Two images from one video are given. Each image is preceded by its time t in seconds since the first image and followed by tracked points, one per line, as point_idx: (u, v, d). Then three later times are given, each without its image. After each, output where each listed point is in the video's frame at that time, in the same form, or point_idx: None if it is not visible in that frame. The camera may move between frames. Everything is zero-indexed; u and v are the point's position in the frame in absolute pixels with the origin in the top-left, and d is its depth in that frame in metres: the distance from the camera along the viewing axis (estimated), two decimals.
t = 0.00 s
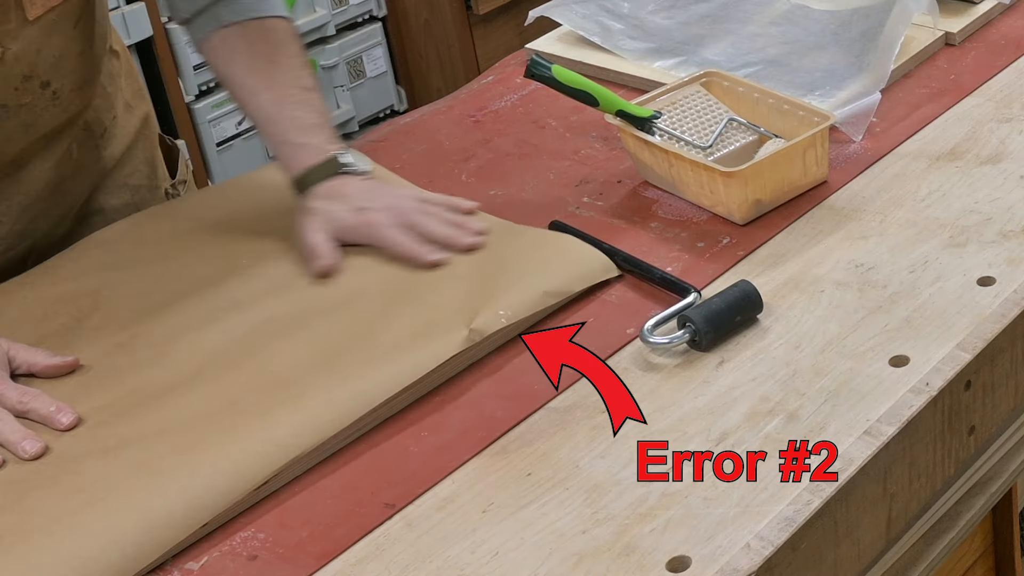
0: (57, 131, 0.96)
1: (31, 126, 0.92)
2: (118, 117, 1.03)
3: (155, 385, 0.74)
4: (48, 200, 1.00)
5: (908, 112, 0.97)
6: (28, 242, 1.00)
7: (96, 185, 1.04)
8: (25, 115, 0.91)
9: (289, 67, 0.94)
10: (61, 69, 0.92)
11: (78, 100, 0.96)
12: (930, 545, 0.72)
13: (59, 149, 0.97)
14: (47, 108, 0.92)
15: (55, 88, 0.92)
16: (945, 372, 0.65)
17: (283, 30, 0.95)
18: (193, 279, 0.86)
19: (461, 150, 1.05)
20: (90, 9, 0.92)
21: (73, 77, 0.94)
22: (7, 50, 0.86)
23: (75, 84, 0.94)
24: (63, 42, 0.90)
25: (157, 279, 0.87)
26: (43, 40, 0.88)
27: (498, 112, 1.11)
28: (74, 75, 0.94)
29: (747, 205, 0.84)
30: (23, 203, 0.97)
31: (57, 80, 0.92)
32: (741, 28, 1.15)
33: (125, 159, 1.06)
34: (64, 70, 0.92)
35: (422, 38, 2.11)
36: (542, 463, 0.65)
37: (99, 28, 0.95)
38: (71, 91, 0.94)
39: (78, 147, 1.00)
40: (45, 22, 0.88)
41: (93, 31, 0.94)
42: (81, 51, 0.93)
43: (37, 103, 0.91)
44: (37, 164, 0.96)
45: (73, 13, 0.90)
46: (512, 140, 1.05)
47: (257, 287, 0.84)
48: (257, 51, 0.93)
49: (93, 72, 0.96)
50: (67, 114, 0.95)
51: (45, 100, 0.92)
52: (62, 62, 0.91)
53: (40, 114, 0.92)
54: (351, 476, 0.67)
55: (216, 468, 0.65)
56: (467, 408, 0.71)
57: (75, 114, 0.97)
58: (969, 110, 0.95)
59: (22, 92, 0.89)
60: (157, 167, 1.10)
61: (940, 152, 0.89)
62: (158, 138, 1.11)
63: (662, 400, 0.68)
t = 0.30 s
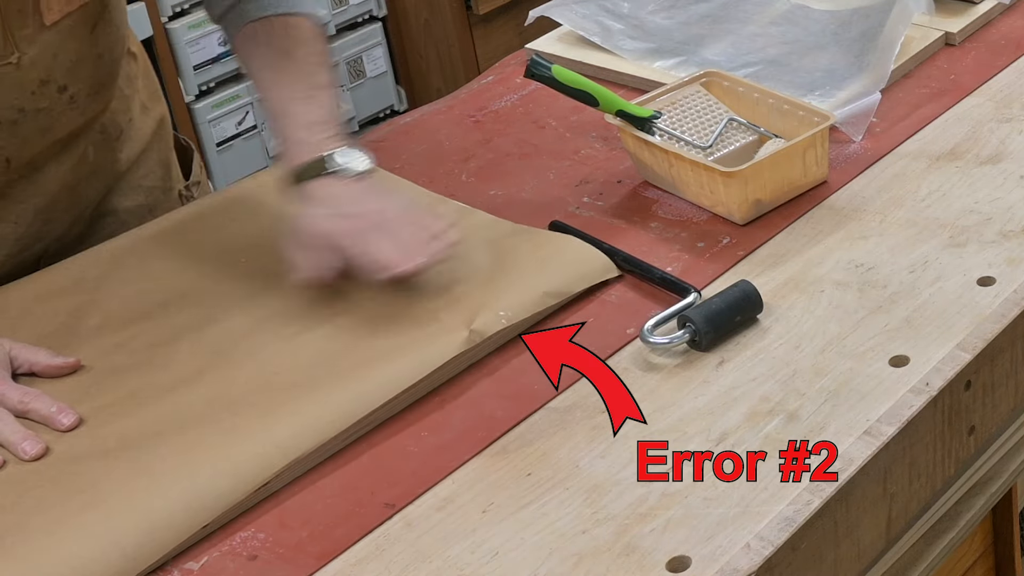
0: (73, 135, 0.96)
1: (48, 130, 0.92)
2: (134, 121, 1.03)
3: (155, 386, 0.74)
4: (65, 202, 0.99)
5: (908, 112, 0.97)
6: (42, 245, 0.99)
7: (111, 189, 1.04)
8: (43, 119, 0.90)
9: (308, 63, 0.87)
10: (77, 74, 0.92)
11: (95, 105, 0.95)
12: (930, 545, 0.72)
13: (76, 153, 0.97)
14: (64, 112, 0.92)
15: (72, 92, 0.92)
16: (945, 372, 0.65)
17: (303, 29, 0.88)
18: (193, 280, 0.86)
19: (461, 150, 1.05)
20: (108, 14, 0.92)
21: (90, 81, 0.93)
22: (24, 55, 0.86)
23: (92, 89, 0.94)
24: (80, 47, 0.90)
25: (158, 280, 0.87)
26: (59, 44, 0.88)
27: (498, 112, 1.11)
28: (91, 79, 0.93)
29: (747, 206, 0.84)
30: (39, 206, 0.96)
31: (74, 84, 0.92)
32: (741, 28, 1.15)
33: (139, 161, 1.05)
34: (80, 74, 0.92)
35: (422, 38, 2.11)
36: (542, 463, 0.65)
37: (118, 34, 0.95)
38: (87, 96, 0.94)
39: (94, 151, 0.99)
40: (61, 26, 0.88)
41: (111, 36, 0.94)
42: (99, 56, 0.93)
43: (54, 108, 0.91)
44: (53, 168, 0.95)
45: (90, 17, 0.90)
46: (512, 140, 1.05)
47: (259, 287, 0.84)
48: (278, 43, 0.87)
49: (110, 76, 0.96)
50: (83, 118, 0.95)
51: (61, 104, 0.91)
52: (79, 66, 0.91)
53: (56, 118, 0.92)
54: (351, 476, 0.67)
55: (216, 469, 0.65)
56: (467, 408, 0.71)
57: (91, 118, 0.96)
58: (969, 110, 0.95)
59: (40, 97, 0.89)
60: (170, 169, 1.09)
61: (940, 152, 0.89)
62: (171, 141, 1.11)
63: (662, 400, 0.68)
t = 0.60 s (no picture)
0: (78, 145, 0.96)
1: (51, 141, 0.92)
2: (146, 127, 1.03)
3: (155, 387, 0.74)
4: (70, 208, 0.98)
5: (908, 112, 0.97)
6: (49, 249, 0.98)
7: (120, 196, 1.03)
8: (46, 130, 0.90)
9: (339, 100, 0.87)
10: (82, 86, 0.91)
11: (101, 115, 0.96)
12: (930, 545, 0.72)
13: (84, 161, 0.97)
14: (67, 123, 0.92)
15: (77, 104, 0.92)
16: (945, 372, 0.65)
17: (333, 64, 0.86)
18: (193, 280, 0.86)
19: (461, 150, 1.05)
20: (118, 29, 0.92)
21: (96, 90, 0.93)
22: (27, 69, 0.85)
23: (98, 98, 0.94)
24: (84, 59, 0.90)
25: (158, 280, 0.87)
26: (64, 58, 0.88)
27: (498, 112, 1.11)
28: (95, 90, 0.93)
29: (747, 206, 0.84)
30: (45, 212, 0.96)
31: (79, 96, 0.92)
32: (741, 28, 1.15)
33: (149, 168, 1.05)
34: (85, 86, 0.92)
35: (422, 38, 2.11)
36: (542, 463, 0.65)
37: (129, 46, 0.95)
38: (92, 107, 0.94)
39: (103, 159, 0.99)
40: (66, 40, 0.87)
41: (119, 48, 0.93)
42: (106, 68, 0.92)
43: (58, 120, 0.91)
44: (58, 175, 0.95)
45: (98, 31, 0.89)
46: (512, 140, 1.05)
47: (259, 288, 0.84)
48: (302, 83, 0.85)
49: (116, 88, 0.95)
50: (88, 129, 0.95)
51: (65, 116, 0.91)
52: (85, 79, 0.91)
53: (60, 129, 0.92)
54: (352, 476, 0.67)
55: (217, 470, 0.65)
56: (467, 408, 0.71)
57: (98, 129, 0.97)
58: (969, 110, 0.95)
59: (43, 108, 0.89)
60: (184, 175, 1.09)
61: (940, 152, 0.89)
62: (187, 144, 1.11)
63: (661, 400, 0.68)
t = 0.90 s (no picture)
0: (75, 150, 0.96)
1: (46, 147, 0.92)
2: (147, 132, 1.03)
3: (155, 387, 0.74)
4: (68, 211, 0.98)
5: (907, 112, 0.97)
6: (48, 251, 0.98)
7: (121, 199, 1.03)
8: (41, 136, 0.91)
9: (496, 68, 0.86)
10: (77, 93, 0.92)
11: (97, 121, 0.96)
12: (930, 545, 0.72)
13: (79, 165, 0.98)
14: (62, 129, 0.93)
15: (74, 110, 0.93)
16: (945, 372, 0.65)
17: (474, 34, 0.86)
18: (193, 280, 0.86)
19: (461, 150, 1.05)
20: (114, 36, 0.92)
21: (92, 96, 0.94)
22: (23, 77, 0.86)
23: (95, 105, 0.95)
24: (80, 65, 0.90)
25: (158, 280, 0.87)
26: (60, 65, 0.88)
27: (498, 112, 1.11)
28: (91, 96, 0.94)
29: (747, 205, 0.84)
30: (42, 215, 0.96)
31: (75, 103, 0.92)
32: (741, 28, 1.15)
33: (149, 171, 1.04)
34: (82, 92, 0.92)
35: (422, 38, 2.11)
36: (542, 463, 0.65)
37: (125, 52, 0.95)
38: (88, 113, 0.94)
39: (100, 163, 0.99)
40: (63, 48, 0.87)
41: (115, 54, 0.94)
42: (101, 75, 0.93)
43: (54, 126, 0.92)
44: (52, 179, 0.96)
45: (94, 39, 0.90)
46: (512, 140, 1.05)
47: (259, 288, 0.84)
48: (461, 59, 0.85)
49: (111, 94, 0.96)
50: (83, 134, 0.95)
51: (59, 122, 0.92)
52: (80, 85, 0.91)
53: (54, 135, 0.92)
54: (352, 476, 0.67)
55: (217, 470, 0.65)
56: (467, 407, 0.71)
57: (95, 135, 0.97)
58: (969, 110, 0.95)
59: (38, 115, 0.89)
60: (185, 177, 1.08)
61: (940, 152, 0.89)
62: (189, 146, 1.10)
63: (661, 400, 0.68)
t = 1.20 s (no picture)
0: (69, 148, 0.96)
1: (38, 146, 0.92)
2: (139, 130, 1.03)
3: (155, 387, 0.74)
4: (62, 209, 0.98)
5: (907, 112, 0.97)
6: (42, 249, 0.99)
7: (114, 197, 1.03)
8: (34, 135, 0.91)
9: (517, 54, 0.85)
10: (70, 92, 0.91)
11: (91, 120, 0.96)
12: (930, 545, 0.72)
13: (73, 163, 0.97)
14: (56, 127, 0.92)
15: (67, 109, 0.92)
16: (945, 372, 0.65)
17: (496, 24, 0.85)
18: (192, 281, 0.86)
19: (461, 150, 1.05)
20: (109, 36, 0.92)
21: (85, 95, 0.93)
22: (18, 78, 0.85)
23: (89, 104, 0.94)
24: (75, 65, 0.90)
25: (158, 280, 0.87)
26: (54, 66, 0.87)
27: (498, 112, 1.11)
28: (85, 96, 0.93)
29: (747, 205, 0.84)
30: (35, 214, 0.96)
31: (69, 102, 0.92)
32: (741, 28, 1.15)
33: (143, 168, 1.05)
34: (75, 91, 0.92)
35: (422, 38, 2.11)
36: (542, 463, 0.65)
37: (119, 52, 0.95)
38: (82, 111, 0.94)
39: (94, 162, 0.99)
40: (59, 49, 0.86)
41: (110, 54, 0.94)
42: (94, 74, 0.92)
43: (47, 125, 0.91)
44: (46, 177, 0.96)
45: (88, 39, 0.89)
46: (512, 140, 1.05)
47: (259, 287, 0.84)
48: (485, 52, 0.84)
49: (104, 93, 0.95)
50: (76, 133, 0.95)
51: (52, 121, 0.91)
52: (73, 85, 0.91)
53: (47, 134, 0.92)
54: (352, 476, 0.67)
55: (217, 470, 0.65)
56: (467, 407, 0.71)
57: (89, 133, 0.97)
58: (969, 110, 0.95)
59: (31, 115, 0.89)
60: (178, 176, 1.09)
61: (940, 152, 0.89)
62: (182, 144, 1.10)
63: (661, 400, 0.68)
